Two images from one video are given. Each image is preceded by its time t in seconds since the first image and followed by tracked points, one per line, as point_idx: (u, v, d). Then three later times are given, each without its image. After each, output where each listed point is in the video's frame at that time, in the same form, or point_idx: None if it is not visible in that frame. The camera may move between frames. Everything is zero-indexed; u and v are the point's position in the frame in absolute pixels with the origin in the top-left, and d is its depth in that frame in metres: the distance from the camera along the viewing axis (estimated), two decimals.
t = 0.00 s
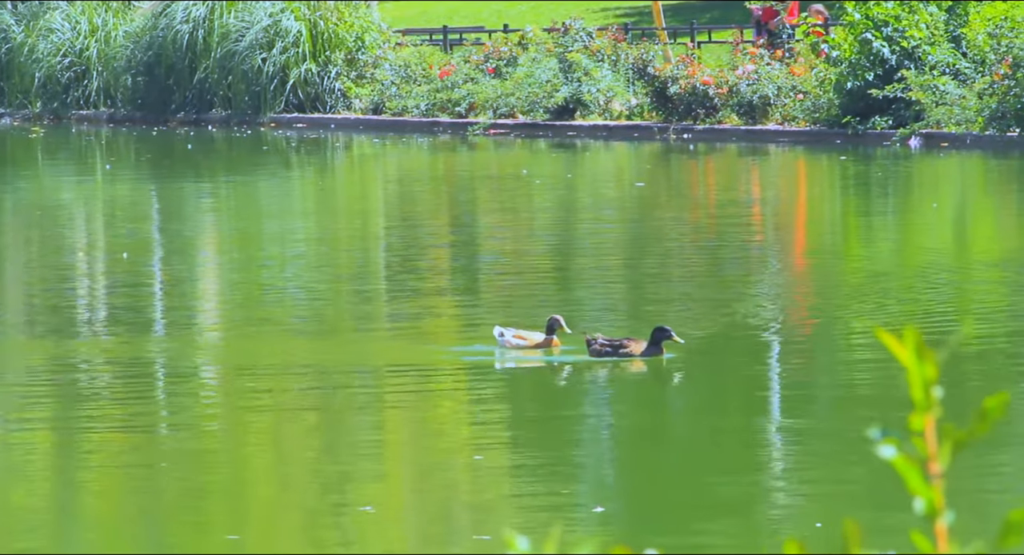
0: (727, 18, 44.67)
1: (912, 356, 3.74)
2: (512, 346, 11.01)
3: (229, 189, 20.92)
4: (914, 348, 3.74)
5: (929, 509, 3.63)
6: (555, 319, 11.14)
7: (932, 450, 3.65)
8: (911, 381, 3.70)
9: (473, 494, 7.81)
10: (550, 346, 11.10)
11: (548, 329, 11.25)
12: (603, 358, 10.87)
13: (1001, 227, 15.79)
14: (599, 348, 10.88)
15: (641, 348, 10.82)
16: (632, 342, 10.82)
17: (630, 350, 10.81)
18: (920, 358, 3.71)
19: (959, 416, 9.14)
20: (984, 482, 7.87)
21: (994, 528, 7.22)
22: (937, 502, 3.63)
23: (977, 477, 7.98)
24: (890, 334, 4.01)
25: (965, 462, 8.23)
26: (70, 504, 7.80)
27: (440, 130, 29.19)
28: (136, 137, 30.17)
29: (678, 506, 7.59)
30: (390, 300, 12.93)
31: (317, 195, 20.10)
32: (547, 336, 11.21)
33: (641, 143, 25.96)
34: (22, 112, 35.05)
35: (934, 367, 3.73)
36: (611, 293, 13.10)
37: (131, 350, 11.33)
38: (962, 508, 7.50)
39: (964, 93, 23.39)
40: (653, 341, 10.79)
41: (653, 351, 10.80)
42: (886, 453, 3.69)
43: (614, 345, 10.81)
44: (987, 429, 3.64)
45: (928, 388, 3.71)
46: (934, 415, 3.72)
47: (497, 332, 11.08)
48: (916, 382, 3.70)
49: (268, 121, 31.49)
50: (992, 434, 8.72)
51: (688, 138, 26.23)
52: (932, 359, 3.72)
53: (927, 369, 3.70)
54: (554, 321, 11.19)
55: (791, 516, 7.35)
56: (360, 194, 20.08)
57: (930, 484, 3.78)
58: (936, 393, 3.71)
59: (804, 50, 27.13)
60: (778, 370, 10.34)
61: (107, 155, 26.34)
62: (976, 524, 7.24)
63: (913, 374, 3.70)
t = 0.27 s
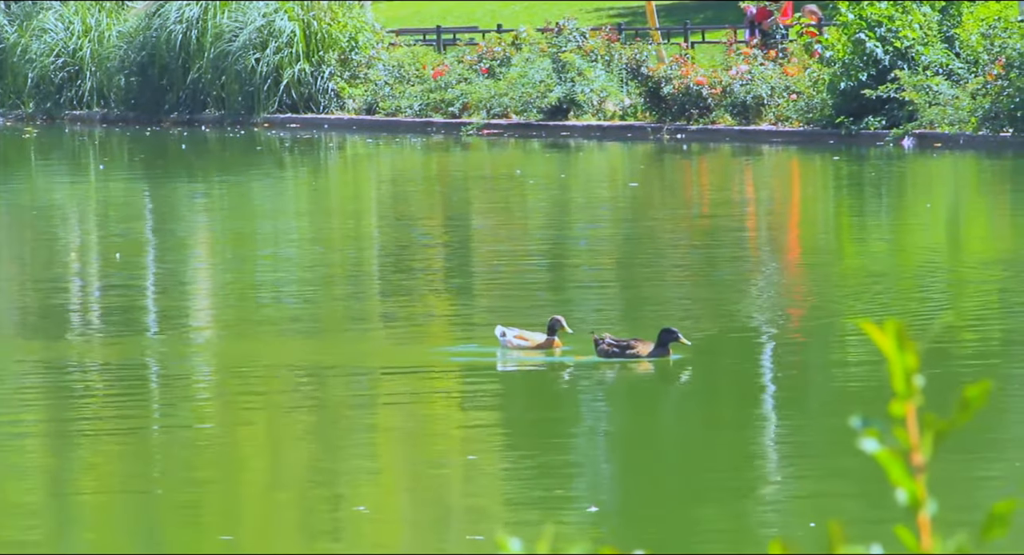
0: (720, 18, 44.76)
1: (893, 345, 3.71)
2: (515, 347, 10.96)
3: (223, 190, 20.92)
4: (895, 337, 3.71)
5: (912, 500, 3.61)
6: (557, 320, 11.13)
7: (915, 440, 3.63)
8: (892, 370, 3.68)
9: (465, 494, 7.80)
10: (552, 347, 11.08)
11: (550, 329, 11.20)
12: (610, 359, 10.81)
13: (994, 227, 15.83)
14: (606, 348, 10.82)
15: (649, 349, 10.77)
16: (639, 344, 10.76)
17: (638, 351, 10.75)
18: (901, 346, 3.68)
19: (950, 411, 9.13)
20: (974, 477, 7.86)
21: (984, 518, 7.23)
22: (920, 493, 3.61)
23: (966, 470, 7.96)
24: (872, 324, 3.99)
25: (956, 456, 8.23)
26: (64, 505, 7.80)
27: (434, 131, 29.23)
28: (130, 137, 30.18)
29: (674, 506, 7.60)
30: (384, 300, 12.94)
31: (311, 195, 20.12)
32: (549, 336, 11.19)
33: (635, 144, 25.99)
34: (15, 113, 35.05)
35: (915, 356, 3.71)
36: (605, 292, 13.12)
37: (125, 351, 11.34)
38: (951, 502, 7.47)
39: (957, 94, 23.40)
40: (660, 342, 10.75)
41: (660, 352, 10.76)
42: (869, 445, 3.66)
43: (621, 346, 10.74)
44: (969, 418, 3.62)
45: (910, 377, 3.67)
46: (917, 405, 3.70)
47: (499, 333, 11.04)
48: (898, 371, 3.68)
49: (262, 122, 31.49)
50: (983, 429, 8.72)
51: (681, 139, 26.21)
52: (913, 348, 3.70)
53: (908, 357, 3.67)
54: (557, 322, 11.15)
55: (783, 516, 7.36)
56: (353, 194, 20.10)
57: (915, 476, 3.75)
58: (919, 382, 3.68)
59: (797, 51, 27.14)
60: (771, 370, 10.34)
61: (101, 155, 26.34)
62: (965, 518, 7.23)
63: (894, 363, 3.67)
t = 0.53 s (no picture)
0: (711, 18, 44.79)
1: (871, 353, 3.73)
2: (516, 348, 10.98)
3: (213, 189, 20.89)
4: (873, 346, 3.73)
5: (891, 504, 3.62)
6: (560, 319, 11.17)
7: (893, 446, 3.64)
8: (870, 377, 3.70)
9: (454, 494, 7.79)
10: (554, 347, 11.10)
11: (553, 332, 11.24)
12: (618, 359, 10.78)
13: (985, 227, 15.82)
14: (614, 348, 10.82)
15: (657, 350, 10.78)
16: (648, 344, 10.75)
17: (647, 351, 10.74)
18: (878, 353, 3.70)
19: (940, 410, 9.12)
20: (963, 475, 7.86)
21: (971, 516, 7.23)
22: (900, 497, 3.62)
23: (952, 470, 7.96)
24: (850, 332, 4.01)
25: (943, 455, 8.22)
26: (53, 505, 7.78)
27: (425, 130, 29.22)
28: (121, 137, 30.13)
29: (663, 507, 7.60)
30: (375, 300, 12.92)
31: (302, 195, 20.12)
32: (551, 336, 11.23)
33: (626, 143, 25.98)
34: (6, 112, 34.99)
35: (892, 363, 3.73)
36: (596, 292, 13.10)
37: (115, 351, 11.31)
38: (936, 501, 7.47)
39: (948, 94, 23.45)
40: (670, 343, 10.77)
41: (669, 353, 10.76)
42: (847, 452, 3.68)
43: (630, 346, 10.73)
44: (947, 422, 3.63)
45: (887, 384, 3.70)
46: (896, 411, 3.71)
47: (500, 334, 11.07)
48: (875, 378, 3.70)
49: (253, 122, 31.47)
50: (972, 428, 8.71)
51: (672, 138, 26.22)
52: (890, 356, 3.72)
53: (885, 364, 3.71)
54: (560, 323, 11.19)
55: (771, 516, 7.35)
56: (344, 193, 20.09)
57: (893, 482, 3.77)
58: (896, 390, 3.70)
59: (788, 51, 27.14)
60: (759, 370, 10.35)
61: (91, 155, 26.29)
62: (951, 517, 7.22)
63: (872, 371, 3.70)
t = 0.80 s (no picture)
0: (699, 18, 44.79)
1: (874, 353, 3.82)
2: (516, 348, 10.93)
3: (202, 189, 20.85)
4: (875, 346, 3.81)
5: (889, 502, 3.68)
6: (562, 321, 11.12)
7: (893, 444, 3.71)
8: (871, 377, 3.78)
9: (445, 493, 7.80)
10: (554, 348, 11.04)
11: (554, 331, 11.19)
12: (622, 359, 10.71)
13: (972, 227, 15.83)
14: (619, 348, 10.72)
15: (663, 350, 10.75)
16: (654, 344, 10.72)
17: (653, 351, 10.71)
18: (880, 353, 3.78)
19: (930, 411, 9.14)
20: (952, 475, 7.88)
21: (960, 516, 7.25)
22: (898, 496, 3.68)
23: (941, 469, 7.98)
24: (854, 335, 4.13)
25: (933, 454, 8.25)
26: (42, 505, 7.77)
27: (414, 130, 29.20)
28: (108, 137, 30.07)
29: (652, 506, 7.60)
30: (363, 300, 12.91)
31: (290, 195, 20.09)
32: (551, 338, 11.16)
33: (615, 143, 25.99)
34: None
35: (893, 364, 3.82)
36: (584, 293, 13.10)
37: (104, 351, 11.30)
38: (928, 499, 7.50)
39: (936, 94, 23.54)
40: (676, 342, 10.73)
41: (675, 353, 10.74)
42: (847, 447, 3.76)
43: (636, 346, 10.66)
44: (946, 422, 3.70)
45: (887, 381, 3.82)
46: (896, 411, 3.79)
47: (497, 333, 11.00)
48: (876, 377, 3.78)
49: (242, 121, 31.44)
50: (961, 428, 8.74)
51: (661, 138, 26.23)
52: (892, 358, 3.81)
53: (886, 362, 3.82)
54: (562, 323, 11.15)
55: (763, 515, 7.37)
56: (333, 193, 20.07)
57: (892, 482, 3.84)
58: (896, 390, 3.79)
59: (777, 50, 27.14)
60: (750, 370, 10.36)
61: (79, 155, 26.23)
62: (943, 515, 7.26)
63: (873, 370, 3.78)
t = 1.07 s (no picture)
0: (691, 18, 44.82)
1: (849, 355, 3.70)
2: (515, 348, 10.96)
3: (192, 189, 20.83)
4: (851, 348, 3.71)
5: (868, 507, 3.61)
6: (562, 320, 11.12)
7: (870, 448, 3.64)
8: (847, 381, 3.68)
9: (434, 494, 7.79)
10: (556, 347, 11.07)
11: (554, 330, 11.18)
12: (628, 359, 10.72)
13: (963, 227, 15.83)
14: (625, 347, 10.74)
15: (667, 349, 10.78)
16: (659, 344, 10.76)
17: (657, 351, 10.75)
18: (856, 357, 3.68)
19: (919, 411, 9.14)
20: (941, 476, 7.88)
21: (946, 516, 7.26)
22: (876, 500, 3.62)
23: (929, 469, 8.00)
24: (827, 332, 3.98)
25: (923, 454, 8.26)
26: (32, 505, 7.76)
27: (405, 130, 29.19)
28: (99, 136, 30.03)
29: (644, 506, 7.60)
30: (353, 299, 12.91)
31: (281, 195, 20.07)
32: (552, 337, 11.17)
33: (605, 143, 26.00)
34: None
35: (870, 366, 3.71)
36: (574, 292, 13.10)
37: (93, 351, 11.28)
38: (916, 502, 7.47)
39: (927, 93, 23.56)
40: (682, 342, 10.75)
41: (679, 352, 10.76)
42: (824, 454, 3.64)
43: (641, 346, 10.69)
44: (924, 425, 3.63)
45: (865, 386, 3.68)
46: (871, 413, 3.71)
47: (497, 334, 11.02)
48: (853, 380, 3.67)
49: (232, 121, 31.42)
50: (950, 428, 8.74)
51: (652, 138, 26.25)
52: (868, 358, 3.70)
53: (864, 366, 3.67)
54: (561, 322, 11.15)
55: (751, 516, 7.35)
56: (323, 193, 20.05)
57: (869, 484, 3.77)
58: (872, 392, 3.69)
59: (768, 50, 27.15)
60: (739, 371, 10.34)
61: (70, 154, 26.20)
62: (930, 518, 7.23)
63: (848, 374, 3.67)
